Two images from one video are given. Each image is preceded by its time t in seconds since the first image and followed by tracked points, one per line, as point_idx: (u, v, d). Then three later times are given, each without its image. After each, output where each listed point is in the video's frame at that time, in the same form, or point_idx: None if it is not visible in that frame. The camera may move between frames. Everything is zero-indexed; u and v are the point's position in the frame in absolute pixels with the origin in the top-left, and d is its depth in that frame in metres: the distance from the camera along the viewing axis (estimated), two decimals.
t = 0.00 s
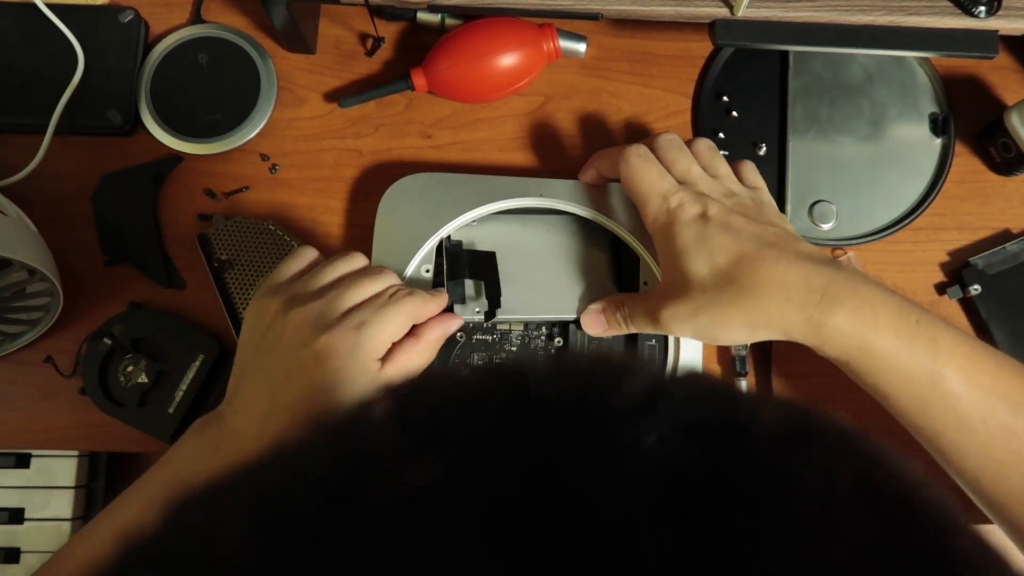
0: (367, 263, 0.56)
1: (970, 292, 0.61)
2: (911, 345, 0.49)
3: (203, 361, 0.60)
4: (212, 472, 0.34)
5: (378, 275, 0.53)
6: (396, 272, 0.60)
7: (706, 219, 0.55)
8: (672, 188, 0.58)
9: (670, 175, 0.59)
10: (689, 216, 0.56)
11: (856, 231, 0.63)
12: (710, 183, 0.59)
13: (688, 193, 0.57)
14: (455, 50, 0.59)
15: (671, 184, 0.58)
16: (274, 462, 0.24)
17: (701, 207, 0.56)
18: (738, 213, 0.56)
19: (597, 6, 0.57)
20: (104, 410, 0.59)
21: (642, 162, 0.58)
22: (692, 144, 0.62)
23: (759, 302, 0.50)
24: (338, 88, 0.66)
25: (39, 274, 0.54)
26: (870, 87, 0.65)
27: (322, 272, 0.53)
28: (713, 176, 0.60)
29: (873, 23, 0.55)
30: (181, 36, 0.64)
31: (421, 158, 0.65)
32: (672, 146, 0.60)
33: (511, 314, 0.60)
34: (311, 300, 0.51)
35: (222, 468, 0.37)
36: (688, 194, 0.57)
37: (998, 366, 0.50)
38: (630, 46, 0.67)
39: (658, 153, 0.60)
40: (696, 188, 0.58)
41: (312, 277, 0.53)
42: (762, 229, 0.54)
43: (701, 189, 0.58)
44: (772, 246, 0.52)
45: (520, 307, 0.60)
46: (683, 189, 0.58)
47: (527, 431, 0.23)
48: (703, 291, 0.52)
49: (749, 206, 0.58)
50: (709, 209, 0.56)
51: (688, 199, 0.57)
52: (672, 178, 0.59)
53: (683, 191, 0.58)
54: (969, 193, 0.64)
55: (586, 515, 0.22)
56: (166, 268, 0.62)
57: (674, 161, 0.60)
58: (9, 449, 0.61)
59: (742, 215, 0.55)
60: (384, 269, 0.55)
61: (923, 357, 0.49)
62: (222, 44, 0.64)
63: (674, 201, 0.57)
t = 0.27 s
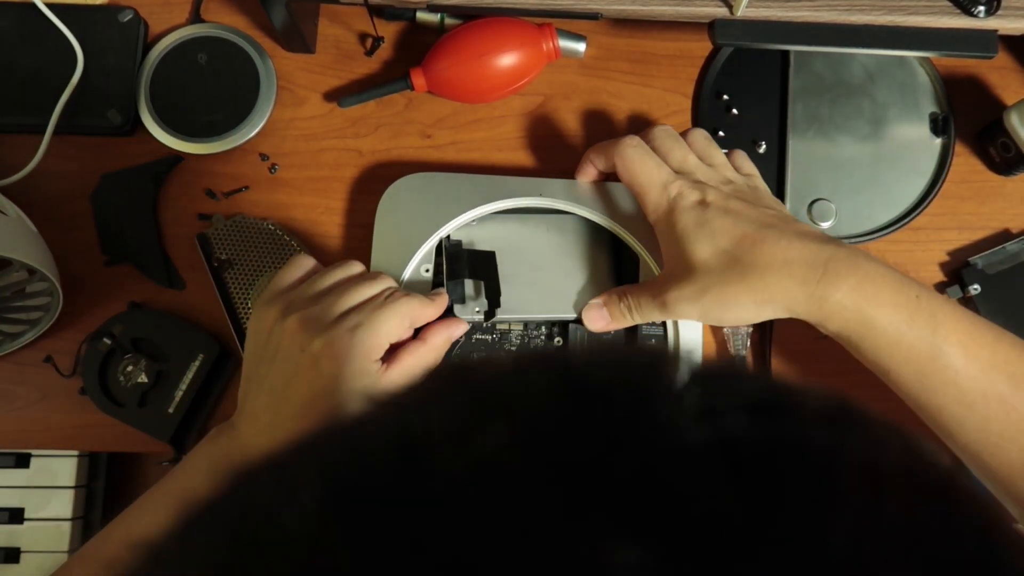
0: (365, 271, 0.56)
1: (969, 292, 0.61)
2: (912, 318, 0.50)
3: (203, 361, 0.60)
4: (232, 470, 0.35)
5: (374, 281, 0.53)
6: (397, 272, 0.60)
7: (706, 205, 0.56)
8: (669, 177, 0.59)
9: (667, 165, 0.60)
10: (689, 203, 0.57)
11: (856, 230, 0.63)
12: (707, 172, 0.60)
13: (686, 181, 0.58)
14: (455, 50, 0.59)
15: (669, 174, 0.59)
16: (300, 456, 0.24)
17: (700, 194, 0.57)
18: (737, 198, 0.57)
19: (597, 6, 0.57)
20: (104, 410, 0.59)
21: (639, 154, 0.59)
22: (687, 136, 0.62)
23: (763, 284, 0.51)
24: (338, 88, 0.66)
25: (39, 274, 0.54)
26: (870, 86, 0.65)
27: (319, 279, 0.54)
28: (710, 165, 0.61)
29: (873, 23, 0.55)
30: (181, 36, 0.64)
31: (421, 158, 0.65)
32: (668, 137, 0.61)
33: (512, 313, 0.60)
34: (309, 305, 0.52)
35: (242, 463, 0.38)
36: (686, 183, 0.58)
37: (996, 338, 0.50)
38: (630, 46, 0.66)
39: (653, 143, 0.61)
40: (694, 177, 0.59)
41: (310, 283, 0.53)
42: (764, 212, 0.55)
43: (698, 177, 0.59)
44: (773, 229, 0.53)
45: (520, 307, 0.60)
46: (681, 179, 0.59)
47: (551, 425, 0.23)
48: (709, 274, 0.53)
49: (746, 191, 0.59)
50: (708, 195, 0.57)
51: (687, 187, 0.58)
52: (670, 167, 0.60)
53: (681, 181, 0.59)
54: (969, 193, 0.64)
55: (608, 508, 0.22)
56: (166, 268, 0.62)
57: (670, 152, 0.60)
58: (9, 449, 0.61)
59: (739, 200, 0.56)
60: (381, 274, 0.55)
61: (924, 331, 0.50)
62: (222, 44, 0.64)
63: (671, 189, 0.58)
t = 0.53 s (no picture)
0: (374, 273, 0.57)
1: (969, 292, 0.61)
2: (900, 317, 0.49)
3: (203, 361, 0.60)
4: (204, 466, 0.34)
5: (382, 283, 0.54)
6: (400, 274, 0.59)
7: (689, 212, 0.56)
8: (649, 185, 0.59)
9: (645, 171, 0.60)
10: (672, 210, 0.57)
11: (856, 230, 0.63)
12: (686, 173, 0.60)
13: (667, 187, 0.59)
14: (455, 50, 0.59)
15: (648, 182, 0.59)
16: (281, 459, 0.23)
17: (681, 200, 0.57)
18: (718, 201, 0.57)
19: (597, 6, 0.57)
20: (104, 410, 0.59)
21: (615, 166, 0.59)
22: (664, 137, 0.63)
23: (750, 289, 0.50)
24: (338, 88, 0.66)
25: (39, 274, 0.54)
26: (870, 86, 0.65)
27: (328, 282, 0.55)
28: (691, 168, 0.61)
29: (873, 23, 0.55)
30: (181, 36, 0.64)
31: (421, 158, 0.65)
32: (649, 143, 0.61)
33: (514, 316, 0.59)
34: (316, 309, 0.53)
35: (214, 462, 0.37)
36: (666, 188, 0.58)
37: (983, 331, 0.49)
38: (630, 46, 0.66)
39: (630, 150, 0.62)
40: (675, 182, 0.59)
41: (318, 287, 0.55)
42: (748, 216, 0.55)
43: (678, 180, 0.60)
44: (758, 234, 0.53)
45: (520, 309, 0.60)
46: (661, 185, 0.59)
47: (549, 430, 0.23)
48: (694, 277, 0.53)
49: (728, 191, 0.59)
50: (690, 201, 0.57)
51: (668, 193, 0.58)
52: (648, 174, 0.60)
53: (661, 188, 0.59)
54: (969, 193, 0.64)
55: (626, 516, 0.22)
56: (166, 268, 0.62)
57: (650, 157, 0.61)
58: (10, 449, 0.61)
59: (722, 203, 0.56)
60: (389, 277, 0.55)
61: (911, 331, 0.49)
62: (222, 44, 0.64)
63: (652, 195, 0.58)
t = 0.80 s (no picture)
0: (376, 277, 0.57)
1: (970, 292, 0.61)
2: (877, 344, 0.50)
3: (203, 362, 0.60)
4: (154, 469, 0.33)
5: (384, 286, 0.53)
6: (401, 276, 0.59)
7: (674, 243, 0.57)
8: (633, 216, 0.59)
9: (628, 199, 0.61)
10: (656, 242, 0.58)
11: (856, 230, 0.63)
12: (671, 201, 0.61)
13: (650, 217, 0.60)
14: (455, 50, 0.59)
15: (631, 211, 0.59)
16: (201, 455, 0.20)
17: (664, 232, 0.58)
18: (701, 232, 0.58)
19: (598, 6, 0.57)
20: (104, 410, 0.59)
21: (599, 194, 0.59)
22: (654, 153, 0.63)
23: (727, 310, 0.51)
24: (339, 88, 0.66)
25: (40, 274, 0.54)
26: (871, 87, 0.65)
27: (329, 288, 0.55)
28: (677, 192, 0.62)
29: (873, 23, 0.55)
30: (181, 36, 0.64)
31: (421, 158, 0.65)
32: (638, 160, 0.61)
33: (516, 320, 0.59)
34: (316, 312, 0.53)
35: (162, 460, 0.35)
36: (651, 220, 0.59)
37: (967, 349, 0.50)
38: (630, 46, 0.66)
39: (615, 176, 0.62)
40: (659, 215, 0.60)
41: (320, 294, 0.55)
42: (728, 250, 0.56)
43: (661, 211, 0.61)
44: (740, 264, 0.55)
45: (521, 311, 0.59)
46: (644, 215, 0.60)
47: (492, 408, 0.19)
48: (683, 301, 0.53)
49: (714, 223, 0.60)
50: (674, 233, 0.58)
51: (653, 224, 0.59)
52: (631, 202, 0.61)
53: (645, 219, 0.59)
54: (969, 193, 0.64)
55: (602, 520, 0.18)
56: (166, 268, 0.62)
57: (635, 179, 0.61)
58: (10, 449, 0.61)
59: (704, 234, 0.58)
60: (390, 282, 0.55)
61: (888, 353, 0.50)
62: (222, 44, 0.64)
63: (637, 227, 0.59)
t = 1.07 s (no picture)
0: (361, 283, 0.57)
1: (970, 292, 0.61)
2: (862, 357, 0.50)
3: (203, 361, 0.60)
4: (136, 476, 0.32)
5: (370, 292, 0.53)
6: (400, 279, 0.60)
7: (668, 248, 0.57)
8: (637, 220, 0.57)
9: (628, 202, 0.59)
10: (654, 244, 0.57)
11: (856, 230, 0.63)
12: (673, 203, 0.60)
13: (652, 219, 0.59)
14: (455, 50, 0.59)
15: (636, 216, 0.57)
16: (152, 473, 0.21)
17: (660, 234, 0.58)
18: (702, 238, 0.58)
19: (597, 5, 0.57)
20: (104, 411, 0.59)
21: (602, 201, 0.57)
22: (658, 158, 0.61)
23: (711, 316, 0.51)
24: (339, 88, 0.66)
25: (39, 274, 0.54)
26: (870, 87, 0.65)
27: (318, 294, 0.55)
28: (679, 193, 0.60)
29: (873, 23, 0.55)
30: (181, 36, 0.64)
31: (421, 158, 0.65)
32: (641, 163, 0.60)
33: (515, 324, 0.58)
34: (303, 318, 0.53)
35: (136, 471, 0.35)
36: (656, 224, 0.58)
37: (952, 374, 0.50)
38: (630, 46, 0.67)
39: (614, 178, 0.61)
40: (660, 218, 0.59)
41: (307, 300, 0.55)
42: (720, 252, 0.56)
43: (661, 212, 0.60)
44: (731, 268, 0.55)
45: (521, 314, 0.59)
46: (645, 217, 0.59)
47: (425, 424, 0.19)
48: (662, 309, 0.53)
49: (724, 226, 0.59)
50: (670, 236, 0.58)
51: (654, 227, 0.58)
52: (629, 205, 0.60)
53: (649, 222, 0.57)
54: (969, 193, 0.64)
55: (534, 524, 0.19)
56: (166, 268, 0.62)
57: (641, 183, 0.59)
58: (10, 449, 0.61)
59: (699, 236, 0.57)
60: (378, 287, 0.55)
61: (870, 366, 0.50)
62: (222, 44, 0.64)
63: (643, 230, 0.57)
